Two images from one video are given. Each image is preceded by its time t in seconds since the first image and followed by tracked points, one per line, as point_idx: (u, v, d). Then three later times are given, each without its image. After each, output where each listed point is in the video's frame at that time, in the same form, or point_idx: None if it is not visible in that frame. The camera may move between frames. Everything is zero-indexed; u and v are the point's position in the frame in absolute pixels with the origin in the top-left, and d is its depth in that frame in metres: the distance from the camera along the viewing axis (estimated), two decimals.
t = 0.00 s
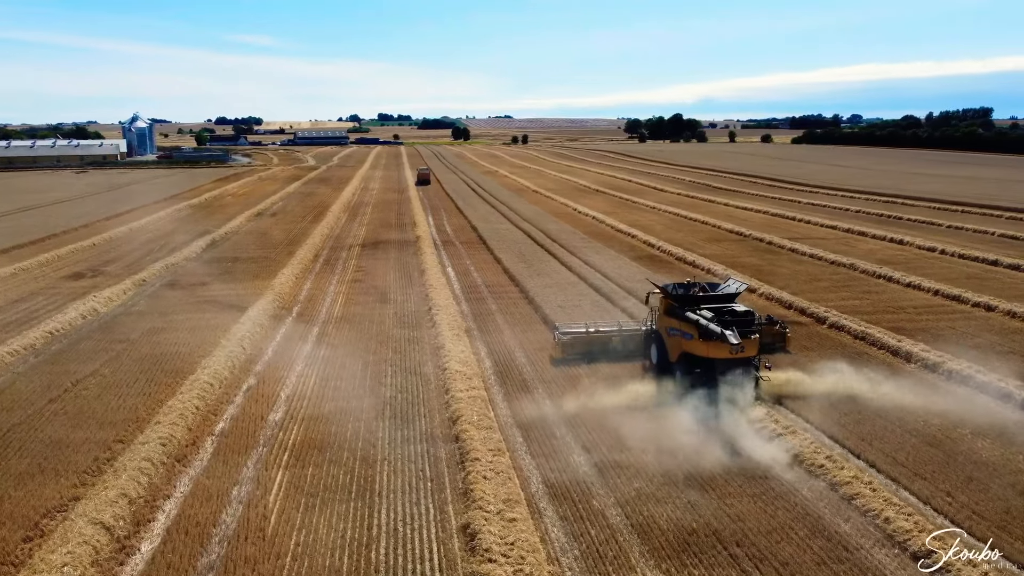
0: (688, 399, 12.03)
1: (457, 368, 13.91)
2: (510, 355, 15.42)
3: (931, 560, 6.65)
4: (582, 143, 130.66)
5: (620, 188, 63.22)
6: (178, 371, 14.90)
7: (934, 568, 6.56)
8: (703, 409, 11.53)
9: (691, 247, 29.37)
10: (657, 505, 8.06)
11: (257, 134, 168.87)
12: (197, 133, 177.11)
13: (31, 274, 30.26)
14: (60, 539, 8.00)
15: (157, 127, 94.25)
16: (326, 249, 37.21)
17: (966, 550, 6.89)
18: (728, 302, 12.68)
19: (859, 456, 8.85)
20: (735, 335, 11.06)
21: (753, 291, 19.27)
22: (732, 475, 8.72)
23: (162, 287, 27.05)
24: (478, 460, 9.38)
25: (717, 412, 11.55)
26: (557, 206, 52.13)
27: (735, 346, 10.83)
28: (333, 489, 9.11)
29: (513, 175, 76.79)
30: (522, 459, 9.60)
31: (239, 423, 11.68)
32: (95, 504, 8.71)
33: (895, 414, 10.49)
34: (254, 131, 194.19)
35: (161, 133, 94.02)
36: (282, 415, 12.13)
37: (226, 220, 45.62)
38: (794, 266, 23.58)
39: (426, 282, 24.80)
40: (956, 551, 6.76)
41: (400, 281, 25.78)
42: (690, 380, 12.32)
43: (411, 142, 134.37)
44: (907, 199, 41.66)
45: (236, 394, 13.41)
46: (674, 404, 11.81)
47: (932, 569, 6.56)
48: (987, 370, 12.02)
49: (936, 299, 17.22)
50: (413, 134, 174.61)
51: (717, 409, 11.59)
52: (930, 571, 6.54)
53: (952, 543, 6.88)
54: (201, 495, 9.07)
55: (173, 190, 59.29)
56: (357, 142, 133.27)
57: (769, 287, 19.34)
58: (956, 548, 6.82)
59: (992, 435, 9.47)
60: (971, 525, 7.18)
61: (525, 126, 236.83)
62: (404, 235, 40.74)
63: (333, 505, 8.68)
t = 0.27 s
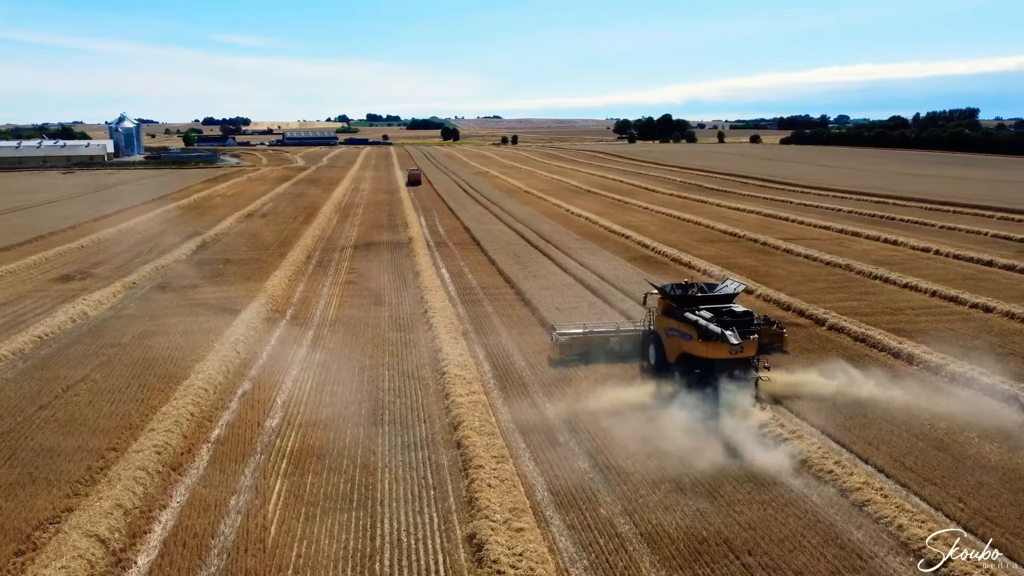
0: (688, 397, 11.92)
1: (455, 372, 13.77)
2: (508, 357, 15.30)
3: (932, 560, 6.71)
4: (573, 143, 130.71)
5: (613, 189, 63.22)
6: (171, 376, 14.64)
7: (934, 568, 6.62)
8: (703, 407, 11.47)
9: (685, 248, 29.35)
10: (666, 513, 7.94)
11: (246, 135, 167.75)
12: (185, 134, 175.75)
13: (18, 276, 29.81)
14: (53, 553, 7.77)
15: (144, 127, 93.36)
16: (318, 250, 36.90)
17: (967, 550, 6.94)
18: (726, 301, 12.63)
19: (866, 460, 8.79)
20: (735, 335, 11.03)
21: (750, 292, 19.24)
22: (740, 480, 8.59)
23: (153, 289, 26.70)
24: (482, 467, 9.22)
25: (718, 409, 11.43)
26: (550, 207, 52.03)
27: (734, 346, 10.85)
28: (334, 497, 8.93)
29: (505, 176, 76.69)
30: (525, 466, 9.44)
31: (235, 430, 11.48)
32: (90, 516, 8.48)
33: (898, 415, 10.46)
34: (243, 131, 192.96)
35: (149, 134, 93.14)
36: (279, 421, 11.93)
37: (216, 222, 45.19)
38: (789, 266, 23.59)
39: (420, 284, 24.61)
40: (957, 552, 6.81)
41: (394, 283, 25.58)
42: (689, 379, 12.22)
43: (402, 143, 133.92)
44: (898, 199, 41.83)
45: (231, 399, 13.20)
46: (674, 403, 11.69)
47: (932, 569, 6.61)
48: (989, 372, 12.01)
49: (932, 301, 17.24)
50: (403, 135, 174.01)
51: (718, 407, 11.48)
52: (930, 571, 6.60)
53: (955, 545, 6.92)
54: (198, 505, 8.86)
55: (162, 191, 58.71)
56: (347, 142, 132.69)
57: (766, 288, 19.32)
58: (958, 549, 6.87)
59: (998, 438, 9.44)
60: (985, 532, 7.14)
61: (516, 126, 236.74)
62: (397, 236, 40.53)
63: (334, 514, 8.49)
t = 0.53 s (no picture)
0: (687, 398, 11.82)
1: (454, 376, 13.60)
2: (506, 359, 15.15)
3: (931, 560, 6.76)
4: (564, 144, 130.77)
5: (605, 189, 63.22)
6: (164, 381, 14.39)
7: (933, 569, 6.66)
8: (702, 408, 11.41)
9: (679, 249, 29.31)
10: (675, 521, 7.81)
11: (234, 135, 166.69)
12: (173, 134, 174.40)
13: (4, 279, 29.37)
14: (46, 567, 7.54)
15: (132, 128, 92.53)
16: (309, 252, 36.62)
17: (967, 550, 6.98)
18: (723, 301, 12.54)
19: (875, 464, 8.71)
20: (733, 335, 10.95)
21: (747, 294, 19.18)
22: (748, 486, 8.49)
23: (143, 292, 26.37)
24: (486, 474, 9.05)
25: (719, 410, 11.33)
26: (542, 208, 51.92)
27: (734, 346, 10.78)
28: (334, 506, 8.74)
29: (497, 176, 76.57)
30: (529, 473, 9.28)
31: (231, 437, 11.26)
32: (83, 529, 8.26)
33: (901, 417, 10.42)
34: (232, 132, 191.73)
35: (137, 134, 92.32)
36: (275, 427, 11.72)
37: (206, 223, 44.78)
38: (785, 267, 23.57)
39: (415, 286, 24.44)
40: (955, 552, 6.86)
41: (388, 285, 25.38)
42: (688, 380, 12.12)
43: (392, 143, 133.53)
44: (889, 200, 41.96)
45: (226, 404, 12.98)
46: (674, 406, 11.58)
47: (931, 569, 6.66)
48: (992, 374, 11.96)
49: (930, 302, 17.23)
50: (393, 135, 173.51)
51: (718, 409, 11.40)
52: (929, 571, 6.64)
53: (955, 545, 6.97)
54: (195, 515, 8.65)
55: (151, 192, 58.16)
56: (337, 143, 132.13)
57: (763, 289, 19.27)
58: (958, 549, 6.91)
59: (1005, 441, 9.40)
60: (998, 538, 7.08)
61: (506, 126, 236.45)
62: (389, 238, 40.30)
63: (335, 524, 8.31)
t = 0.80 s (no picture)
0: (686, 399, 11.76)
1: (452, 379, 13.44)
2: (503, 362, 15.01)
3: (931, 560, 6.82)
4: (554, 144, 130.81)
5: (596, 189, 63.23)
6: (156, 387, 14.13)
7: (933, 568, 6.73)
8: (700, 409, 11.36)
9: (673, 250, 29.28)
10: (683, 528, 7.70)
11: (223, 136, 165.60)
12: (160, 135, 173.01)
13: None
14: None
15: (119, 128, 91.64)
16: (300, 253, 36.33)
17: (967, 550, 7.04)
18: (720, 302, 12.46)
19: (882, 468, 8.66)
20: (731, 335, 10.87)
21: (744, 295, 19.13)
22: (754, 490, 8.41)
23: (132, 295, 26.03)
24: (489, 482, 8.90)
25: (719, 412, 11.22)
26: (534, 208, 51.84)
27: (732, 346, 10.70)
28: (335, 516, 8.56)
29: (488, 176, 76.46)
30: (532, 479, 9.14)
31: (226, 443, 11.05)
32: (78, 541, 8.04)
33: (903, 419, 10.39)
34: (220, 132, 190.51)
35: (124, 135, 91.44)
36: (271, 433, 11.52)
37: (196, 224, 44.37)
38: (780, 268, 23.57)
39: (408, 288, 24.25)
40: (955, 552, 6.92)
41: (381, 287, 25.17)
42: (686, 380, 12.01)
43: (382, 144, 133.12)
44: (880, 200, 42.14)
45: (220, 410, 12.76)
46: (673, 407, 11.50)
47: (930, 569, 6.73)
48: (993, 376, 11.94)
49: (927, 303, 17.23)
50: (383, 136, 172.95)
51: (716, 409, 11.35)
52: (928, 571, 6.71)
53: (956, 544, 7.03)
54: (192, 526, 8.45)
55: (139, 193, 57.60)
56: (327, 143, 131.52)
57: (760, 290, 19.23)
58: (958, 549, 6.97)
59: (1010, 444, 9.40)
60: (1012, 544, 7.05)
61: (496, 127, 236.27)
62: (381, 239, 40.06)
63: (336, 534, 8.13)
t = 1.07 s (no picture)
0: (682, 400, 11.70)
1: (450, 383, 13.29)
2: (500, 365, 14.87)
3: (932, 561, 6.91)
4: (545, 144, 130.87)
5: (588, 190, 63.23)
6: (148, 393, 13.88)
7: (935, 569, 6.81)
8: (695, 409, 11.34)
9: (666, 250, 29.24)
10: (691, 535, 7.61)
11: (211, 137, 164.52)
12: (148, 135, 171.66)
13: None
14: None
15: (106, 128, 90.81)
16: (292, 255, 36.04)
17: (968, 550, 7.13)
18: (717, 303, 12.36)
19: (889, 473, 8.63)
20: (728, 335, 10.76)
21: (741, 296, 19.07)
22: (761, 495, 8.34)
23: (121, 298, 25.69)
24: (493, 490, 8.76)
25: (716, 413, 11.17)
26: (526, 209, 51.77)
27: (729, 346, 10.59)
28: (335, 526, 8.38)
29: (479, 177, 76.34)
30: (535, 485, 9.00)
31: (222, 451, 10.85)
32: (71, 555, 7.83)
33: (903, 420, 10.41)
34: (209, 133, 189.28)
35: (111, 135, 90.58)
36: (267, 439, 11.31)
37: (185, 225, 43.97)
38: (775, 269, 23.56)
39: (402, 290, 24.09)
40: (958, 552, 7.00)
41: (374, 288, 24.96)
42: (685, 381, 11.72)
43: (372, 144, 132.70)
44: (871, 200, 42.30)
45: (214, 415, 12.55)
46: (670, 409, 11.42)
47: (933, 570, 6.79)
48: (993, 377, 11.92)
49: (924, 303, 17.24)
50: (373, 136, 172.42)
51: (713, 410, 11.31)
52: (931, 572, 6.79)
53: (955, 544, 7.13)
54: (189, 537, 8.26)
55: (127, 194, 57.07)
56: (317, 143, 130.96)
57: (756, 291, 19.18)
58: (957, 549, 7.06)
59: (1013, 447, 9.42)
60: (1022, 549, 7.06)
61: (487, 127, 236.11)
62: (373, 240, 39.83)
63: (336, 545, 7.96)
